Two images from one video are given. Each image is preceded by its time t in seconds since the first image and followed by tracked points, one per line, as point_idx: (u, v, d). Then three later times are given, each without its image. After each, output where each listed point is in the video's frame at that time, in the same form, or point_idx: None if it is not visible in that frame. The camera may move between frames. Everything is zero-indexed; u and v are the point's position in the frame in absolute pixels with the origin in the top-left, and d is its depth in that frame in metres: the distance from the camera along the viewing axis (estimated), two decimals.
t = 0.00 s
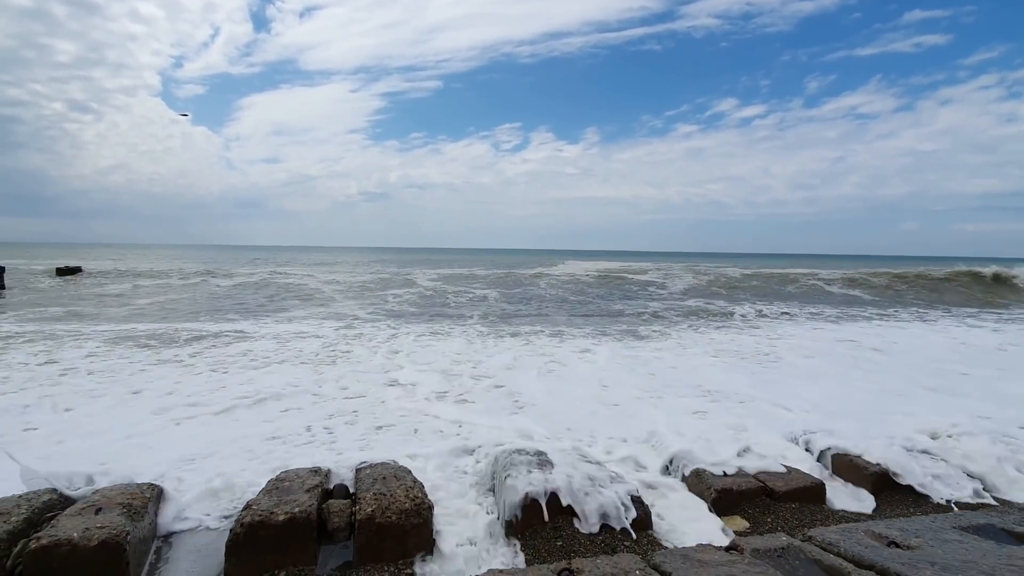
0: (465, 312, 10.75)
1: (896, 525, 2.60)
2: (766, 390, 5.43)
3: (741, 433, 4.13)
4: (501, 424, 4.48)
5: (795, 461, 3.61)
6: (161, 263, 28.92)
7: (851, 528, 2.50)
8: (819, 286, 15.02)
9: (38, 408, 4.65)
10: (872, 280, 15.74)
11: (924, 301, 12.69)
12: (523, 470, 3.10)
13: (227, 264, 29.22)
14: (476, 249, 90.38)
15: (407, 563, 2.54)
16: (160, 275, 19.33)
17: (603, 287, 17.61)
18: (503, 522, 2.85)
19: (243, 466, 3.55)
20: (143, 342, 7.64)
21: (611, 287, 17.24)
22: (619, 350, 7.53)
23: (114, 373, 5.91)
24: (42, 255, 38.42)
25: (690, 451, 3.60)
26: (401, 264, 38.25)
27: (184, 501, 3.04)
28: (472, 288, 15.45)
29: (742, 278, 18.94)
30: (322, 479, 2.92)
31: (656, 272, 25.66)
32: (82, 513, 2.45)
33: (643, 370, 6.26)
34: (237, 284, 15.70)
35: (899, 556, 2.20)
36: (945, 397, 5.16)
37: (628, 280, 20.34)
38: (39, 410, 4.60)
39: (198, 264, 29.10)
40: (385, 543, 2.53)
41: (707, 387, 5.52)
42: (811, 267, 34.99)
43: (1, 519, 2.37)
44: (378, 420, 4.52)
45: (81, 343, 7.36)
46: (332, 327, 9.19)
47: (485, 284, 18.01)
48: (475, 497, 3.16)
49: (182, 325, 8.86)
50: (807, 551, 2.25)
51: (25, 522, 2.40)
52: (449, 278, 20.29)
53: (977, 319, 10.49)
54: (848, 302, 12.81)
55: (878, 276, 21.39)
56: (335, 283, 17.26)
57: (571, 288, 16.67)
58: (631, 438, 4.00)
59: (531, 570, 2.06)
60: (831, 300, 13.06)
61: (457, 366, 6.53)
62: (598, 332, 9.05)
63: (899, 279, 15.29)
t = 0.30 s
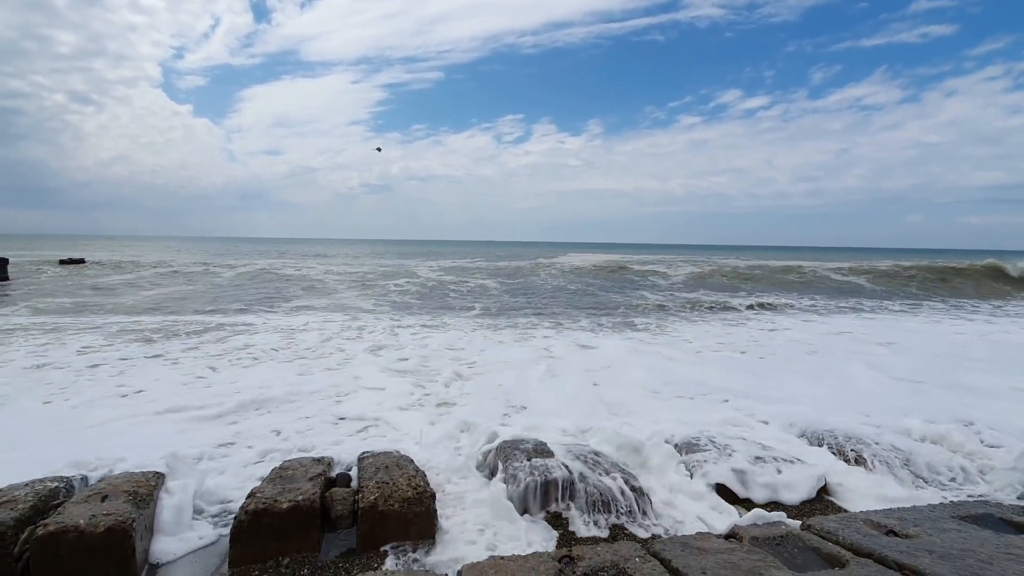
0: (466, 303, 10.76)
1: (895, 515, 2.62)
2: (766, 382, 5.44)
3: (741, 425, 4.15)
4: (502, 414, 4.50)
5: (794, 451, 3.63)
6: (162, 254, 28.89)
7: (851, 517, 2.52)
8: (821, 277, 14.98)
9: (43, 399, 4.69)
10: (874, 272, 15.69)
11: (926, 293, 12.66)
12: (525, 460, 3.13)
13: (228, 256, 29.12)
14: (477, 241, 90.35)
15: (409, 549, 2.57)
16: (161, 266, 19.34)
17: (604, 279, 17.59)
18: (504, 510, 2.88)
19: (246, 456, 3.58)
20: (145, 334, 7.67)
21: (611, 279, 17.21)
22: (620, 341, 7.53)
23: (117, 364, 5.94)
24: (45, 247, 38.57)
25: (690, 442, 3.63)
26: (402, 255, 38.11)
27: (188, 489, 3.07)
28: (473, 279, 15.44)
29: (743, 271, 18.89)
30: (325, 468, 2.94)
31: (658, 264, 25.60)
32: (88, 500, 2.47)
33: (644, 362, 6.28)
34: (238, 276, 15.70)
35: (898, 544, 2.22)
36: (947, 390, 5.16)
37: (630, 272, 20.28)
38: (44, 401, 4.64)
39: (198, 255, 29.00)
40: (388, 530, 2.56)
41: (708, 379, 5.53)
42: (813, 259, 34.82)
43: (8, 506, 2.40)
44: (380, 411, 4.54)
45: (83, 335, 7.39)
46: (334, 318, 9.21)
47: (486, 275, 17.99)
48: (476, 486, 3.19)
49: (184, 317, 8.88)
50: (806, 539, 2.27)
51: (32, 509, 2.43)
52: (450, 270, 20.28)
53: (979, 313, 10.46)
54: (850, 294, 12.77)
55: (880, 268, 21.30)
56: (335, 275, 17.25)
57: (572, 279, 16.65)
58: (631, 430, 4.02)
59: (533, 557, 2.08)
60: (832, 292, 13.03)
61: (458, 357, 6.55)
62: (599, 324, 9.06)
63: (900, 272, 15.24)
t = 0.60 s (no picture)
0: (465, 292, 10.76)
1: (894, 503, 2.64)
2: (766, 373, 5.46)
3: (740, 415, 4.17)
4: (502, 402, 4.53)
5: (794, 440, 3.65)
6: (163, 243, 28.85)
7: (849, 504, 2.54)
8: (821, 266, 14.93)
9: (48, 388, 4.73)
10: (874, 262, 15.66)
11: (926, 283, 12.63)
12: (526, 448, 3.15)
13: (229, 245, 29.09)
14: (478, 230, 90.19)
15: (412, 535, 2.60)
16: (161, 254, 19.32)
17: (604, 267, 17.55)
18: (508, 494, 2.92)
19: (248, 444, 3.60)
20: (147, 323, 7.69)
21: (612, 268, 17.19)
22: (621, 331, 7.54)
23: (121, 353, 5.98)
24: (45, 236, 38.43)
25: (690, 431, 3.66)
26: (403, 244, 38.03)
27: (193, 476, 3.10)
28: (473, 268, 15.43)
29: (744, 260, 18.85)
30: (329, 454, 2.97)
31: (659, 253, 25.53)
32: (96, 484, 2.51)
33: (644, 353, 6.30)
34: (238, 265, 15.71)
35: (896, 531, 2.24)
36: (947, 380, 5.18)
37: (630, 261, 20.25)
38: (49, 390, 4.67)
39: (199, 244, 28.96)
40: (391, 515, 2.59)
41: (708, 370, 5.54)
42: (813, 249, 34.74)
43: (16, 492, 2.42)
44: (382, 399, 4.58)
45: (86, 324, 7.41)
46: (334, 308, 9.23)
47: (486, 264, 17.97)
48: (478, 472, 3.22)
49: (186, 307, 8.91)
50: (805, 526, 2.29)
51: (39, 494, 2.46)
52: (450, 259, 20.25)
53: (981, 303, 10.42)
54: (851, 283, 12.73)
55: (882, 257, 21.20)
56: (336, 263, 17.25)
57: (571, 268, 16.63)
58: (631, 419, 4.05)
59: (534, 542, 2.11)
60: (833, 281, 13.01)
61: (459, 345, 6.58)
62: (599, 313, 9.07)
63: (901, 261, 15.21)
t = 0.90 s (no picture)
0: (466, 284, 10.76)
1: (895, 497, 2.64)
2: (767, 367, 5.47)
3: (741, 409, 4.18)
4: (504, 394, 4.55)
5: (795, 433, 3.66)
6: (165, 236, 28.86)
7: (850, 497, 2.55)
8: (821, 259, 14.91)
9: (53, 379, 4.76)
10: (875, 256, 15.62)
11: (927, 276, 12.60)
12: (528, 441, 3.17)
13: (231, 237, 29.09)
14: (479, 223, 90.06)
15: (415, 526, 2.62)
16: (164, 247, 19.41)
17: (605, 260, 17.53)
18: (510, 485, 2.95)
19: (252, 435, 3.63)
20: (150, 315, 7.73)
21: (614, 261, 17.18)
22: (623, 325, 7.54)
23: (124, 346, 6.00)
24: (48, 228, 38.54)
25: (692, 424, 3.68)
26: (405, 237, 38.00)
27: (196, 467, 3.12)
28: (473, 261, 15.43)
29: (744, 253, 18.82)
30: (332, 445, 2.99)
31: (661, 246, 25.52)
32: (102, 475, 2.53)
33: (645, 346, 6.30)
34: (240, 258, 15.74)
35: (897, 524, 2.24)
36: (949, 376, 5.17)
37: (632, 254, 20.22)
38: (53, 382, 4.70)
39: (202, 237, 28.98)
40: (394, 507, 2.61)
41: (709, 364, 5.55)
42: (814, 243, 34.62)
43: (22, 482, 2.45)
44: (384, 391, 4.60)
45: (88, 318, 7.44)
46: (335, 300, 9.25)
47: (487, 257, 17.96)
48: (480, 463, 3.24)
49: (188, 299, 8.93)
50: (806, 518, 2.30)
51: (46, 484, 2.49)
52: (451, 252, 20.24)
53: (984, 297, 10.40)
54: (852, 275, 12.70)
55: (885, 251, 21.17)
56: (337, 256, 17.26)
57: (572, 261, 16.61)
58: (633, 414, 4.06)
59: (536, 533, 2.12)
60: (834, 273, 12.99)
61: (461, 338, 6.59)
62: (600, 306, 9.08)
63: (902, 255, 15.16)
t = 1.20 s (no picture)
0: (467, 279, 10.77)
1: (897, 494, 2.64)
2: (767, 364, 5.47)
3: (742, 406, 4.18)
4: (505, 389, 4.56)
5: (796, 429, 3.66)
6: (169, 231, 28.94)
7: (851, 492, 2.56)
8: (821, 253, 14.89)
9: (58, 374, 4.79)
10: (875, 250, 15.59)
11: (928, 269, 12.58)
12: (530, 435, 3.18)
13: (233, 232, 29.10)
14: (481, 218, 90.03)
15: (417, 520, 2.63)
16: (166, 242, 19.43)
17: (606, 255, 17.52)
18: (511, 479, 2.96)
19: (255, 430, 3.65)
20: (152, 311, 7.75)
21: (615, 256, 17.16)
22: (623, 321, 7.54)
23: (127, 341, 6.03)
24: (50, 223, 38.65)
25: (693, 418, 3.69)
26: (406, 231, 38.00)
27: (200, 462, 3.13)
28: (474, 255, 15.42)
29: (744, 247, 18.79)
30: (335, 440, 3.00)
31: (663, 242, 25.47)
32: (106, 469, 2.55)
33: (646, 342, 6.31)
34: (241, 253, 15.75)
35: (898, 519, 2.24)
36: (951, 372, 5.16)
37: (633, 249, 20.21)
38: (57, 377, 4.73)
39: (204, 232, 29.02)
40: (396, 501, 2.62)
41: (709, 361, 5.54)
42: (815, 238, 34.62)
43: (28, 476, 2.47)
44: (385, 387, 4.61)
45: (91, 313, 7.46)
46: (336, 295, 9.26)
47: (487, 252, 17.95)
48: (482, 459, 3.25)
49: (190, 295, 8.96)
50: (807, 514, 2.30)
51: (51, 478, 2.50)
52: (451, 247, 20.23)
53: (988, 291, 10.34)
54: (853, 269, 12.68)
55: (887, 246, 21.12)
56: (338, 251, 17.28)
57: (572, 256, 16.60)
58: (633, 410, 4.07)
59: (538, 527, 2.13)
60: (834, 266, 12.96)
61: (462, 334, 6.60)
62: (600, 302, 9.08)
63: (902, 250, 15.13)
